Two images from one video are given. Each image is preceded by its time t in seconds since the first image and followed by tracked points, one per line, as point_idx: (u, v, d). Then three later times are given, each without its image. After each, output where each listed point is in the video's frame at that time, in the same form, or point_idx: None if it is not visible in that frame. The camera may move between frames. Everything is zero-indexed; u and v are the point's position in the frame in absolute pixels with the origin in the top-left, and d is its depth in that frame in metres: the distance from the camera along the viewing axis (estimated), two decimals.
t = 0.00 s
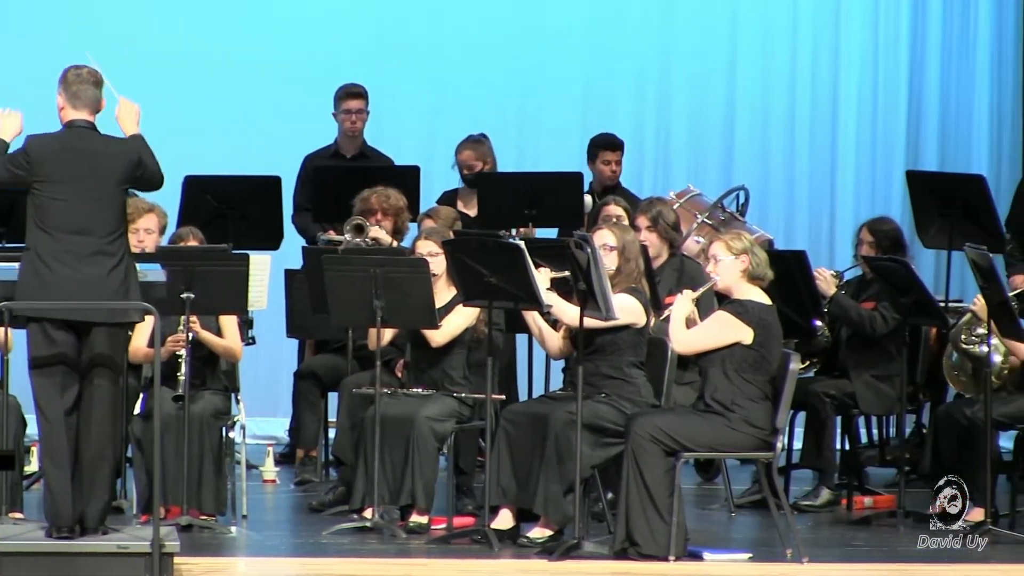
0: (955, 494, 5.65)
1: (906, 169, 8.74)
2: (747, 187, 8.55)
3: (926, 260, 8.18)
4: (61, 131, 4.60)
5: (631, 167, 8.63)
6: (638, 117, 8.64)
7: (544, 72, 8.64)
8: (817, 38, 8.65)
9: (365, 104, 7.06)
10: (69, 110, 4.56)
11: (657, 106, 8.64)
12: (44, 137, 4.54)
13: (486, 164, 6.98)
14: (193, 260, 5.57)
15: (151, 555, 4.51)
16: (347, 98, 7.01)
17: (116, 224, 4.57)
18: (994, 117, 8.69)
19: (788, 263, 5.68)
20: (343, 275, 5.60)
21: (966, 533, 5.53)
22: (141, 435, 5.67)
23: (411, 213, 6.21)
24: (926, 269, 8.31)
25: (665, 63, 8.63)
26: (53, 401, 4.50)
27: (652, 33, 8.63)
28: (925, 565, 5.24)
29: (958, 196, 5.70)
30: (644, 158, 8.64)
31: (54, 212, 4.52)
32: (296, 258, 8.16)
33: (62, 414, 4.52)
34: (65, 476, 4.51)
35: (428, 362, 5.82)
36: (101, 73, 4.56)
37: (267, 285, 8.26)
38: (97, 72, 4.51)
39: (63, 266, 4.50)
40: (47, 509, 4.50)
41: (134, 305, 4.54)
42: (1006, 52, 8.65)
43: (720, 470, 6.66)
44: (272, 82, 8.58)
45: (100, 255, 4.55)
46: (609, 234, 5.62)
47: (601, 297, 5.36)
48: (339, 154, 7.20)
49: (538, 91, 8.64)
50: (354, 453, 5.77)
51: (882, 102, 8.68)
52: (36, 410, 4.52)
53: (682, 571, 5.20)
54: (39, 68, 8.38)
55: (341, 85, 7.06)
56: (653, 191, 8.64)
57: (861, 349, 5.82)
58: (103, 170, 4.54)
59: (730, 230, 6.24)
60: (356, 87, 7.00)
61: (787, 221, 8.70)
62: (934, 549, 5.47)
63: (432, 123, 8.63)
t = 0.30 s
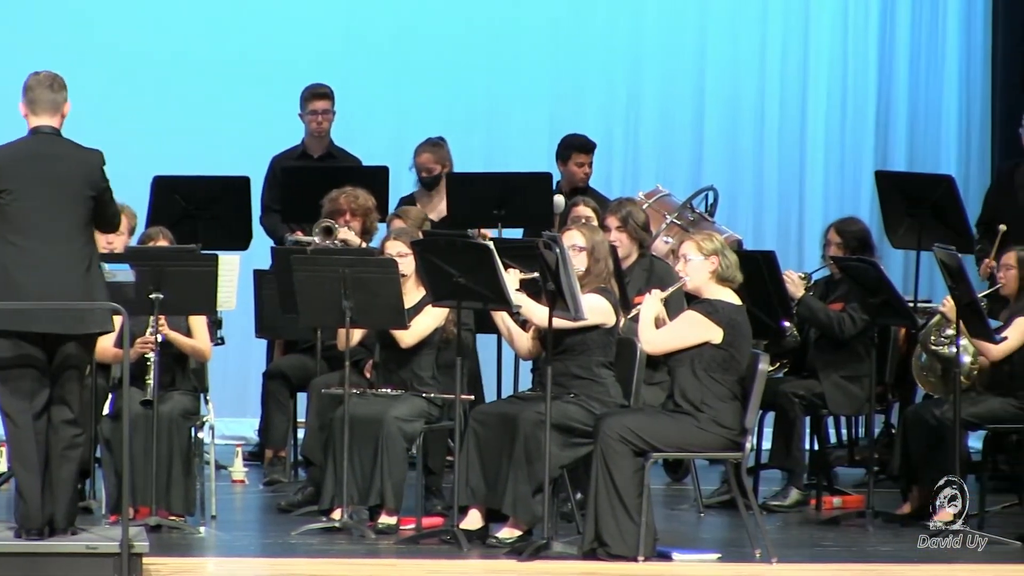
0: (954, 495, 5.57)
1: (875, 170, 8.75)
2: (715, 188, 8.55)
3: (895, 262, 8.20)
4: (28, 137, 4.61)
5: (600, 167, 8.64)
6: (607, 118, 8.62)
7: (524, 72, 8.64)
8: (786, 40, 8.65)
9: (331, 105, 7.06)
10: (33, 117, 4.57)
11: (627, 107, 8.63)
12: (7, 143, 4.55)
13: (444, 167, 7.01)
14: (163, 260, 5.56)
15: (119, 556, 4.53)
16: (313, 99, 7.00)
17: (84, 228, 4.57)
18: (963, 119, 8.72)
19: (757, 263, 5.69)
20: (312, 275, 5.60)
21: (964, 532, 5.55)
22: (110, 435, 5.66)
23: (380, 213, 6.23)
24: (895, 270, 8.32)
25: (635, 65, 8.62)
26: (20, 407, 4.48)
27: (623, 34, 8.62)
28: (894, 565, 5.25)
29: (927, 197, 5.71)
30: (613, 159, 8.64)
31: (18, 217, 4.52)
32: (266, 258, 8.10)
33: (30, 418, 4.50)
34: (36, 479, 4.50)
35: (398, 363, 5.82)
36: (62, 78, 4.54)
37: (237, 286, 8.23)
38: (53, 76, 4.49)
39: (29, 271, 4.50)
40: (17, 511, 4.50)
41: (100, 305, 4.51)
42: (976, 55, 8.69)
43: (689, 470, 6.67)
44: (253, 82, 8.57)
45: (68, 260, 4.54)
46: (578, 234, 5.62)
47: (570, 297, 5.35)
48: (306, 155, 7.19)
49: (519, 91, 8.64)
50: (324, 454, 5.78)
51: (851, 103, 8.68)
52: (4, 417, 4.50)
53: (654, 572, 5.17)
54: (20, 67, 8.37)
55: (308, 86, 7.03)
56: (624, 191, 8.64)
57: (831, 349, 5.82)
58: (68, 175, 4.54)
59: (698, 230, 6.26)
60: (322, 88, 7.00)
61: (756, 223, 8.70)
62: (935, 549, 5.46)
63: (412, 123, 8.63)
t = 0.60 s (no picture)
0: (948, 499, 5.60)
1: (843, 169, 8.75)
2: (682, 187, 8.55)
3: (864, 262, 8.21)
4: None
5: (568, 166, 8.65)
6: (573, 117, 8.64)
7: (503, 72, 8.64)
8: (753, 40, 8.66)
9: (296, 106, 6.99)
10: None
11: (593, 105, 8.65)
12: None
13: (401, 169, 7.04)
14: (130, 260, 5.53)
15: (87, 556, 4.45)
16: (279, 101, 6.92)
17: (48, 223, 4.49)
18: (931, 119, 8.71)
19: (724, 263, 5.69)
20: (280, 275, 5.59)
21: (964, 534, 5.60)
22: (79, 436, 5.67)
23: (348, 213, 6.24)
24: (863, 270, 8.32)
25: (601, 63, 8.64)
26: None
27: (589, 34, 8.65)
28: (862, 565, 5.25)
29: (894, 197, 5.71)
30: (580, 157, 8.65)
31: None
32: (232, 257, 8.13)
33: None
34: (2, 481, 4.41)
35: (366, 363, 5.82)
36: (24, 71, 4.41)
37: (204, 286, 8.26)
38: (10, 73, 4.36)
39: None
40: None
41: (66, 303, 4.41)
42: (943, 55, 8.68)
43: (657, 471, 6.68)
44: (233, 82, 8.57)
45: (32, 257, 4.46)
46: (546, 234, 5.62)
47: (537, 297, 5.35)
48: (272, 156, 7.15)
49: (498, 91, 8.64)
50: (291, 454, 5.77)
51: (819, 103, 8.69)
52: None
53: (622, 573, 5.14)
54: None
55: (273, 87, 6.98)
56: (591, 190, 8.64)
57: (798, 349, 5.83)
58: (33, 170, 4.45)
59: (666, 230, 6.27)
60: (287, 89, 6.91)
61: (723, 223, 8.70)
62: (935, 549, 5.47)
63: (390, 123, 8.62)
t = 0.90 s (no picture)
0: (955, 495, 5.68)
1: (815, 169, 8.73)
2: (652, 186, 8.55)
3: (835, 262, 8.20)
4: None
5: (537, 167, 8.65)
6: (544, 117, 8.65)
7: (485, 72, 8.65)
8: (723, 39, 8.64)
9: (267, 107, 6.97)
10: None
11: (563, 102, 8.65)
12: None
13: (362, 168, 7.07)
14: (102, 261, 5.52)
15: (58, 556, 4.48)
16: (247, 102, 6.91)
17: (15, 226, 4.56)
18: (902, 117, 8.67)
19: (695, 263, 5.69)
20: (250, 275, 5.59)
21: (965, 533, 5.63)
22: (49, 436, 5.66)
23: (319, 213, 6.24)
24: (834, 269, 8.32)
25: (572, 62, 8.64)
26: None
27: (561, 33, 8.65)
28: (832, 565, 5.25)
29: (864, 197, 5.71)
30: (551, 158, 8.66)
31: None
32: (204, 258, 8.10)
33: None
34: None
35: (337, 364, 5.82)
36: None
37: (175, 287, 8.23)
38: None
39: None
40: None
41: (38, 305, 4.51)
42: (914, 53, 8.65)
43: (629, 471, 6.69)
44: (216, 81, 8.58)
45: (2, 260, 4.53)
46: (517, 235, 5.61)
47: (508, 298, 5.34)
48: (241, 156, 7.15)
49: (479, 91, 8.65)
50: (262, 454, 5.78)
51: (790, 101, 8.66)
52: None
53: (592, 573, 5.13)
54: None
55: (243, 87, 6.97)
56: (562, 190, 8.64)
57: (769, 348, 5.84)
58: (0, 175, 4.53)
59: (637, 230, 6.27)
60: (258, 90, 6.89)
61: (694, 222, 8.69)
62: (935, 549, 5.49)
63: (370, 123, 8.62)
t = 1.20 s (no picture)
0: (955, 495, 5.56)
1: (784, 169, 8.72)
2: (622, 186, 8.55)
3: (804, 262, 8.21)
4: None
5: (506, 166, 8.66)
6: (514, 117, 8.66)
7: (465, 73, 8.66)
8: (693, 39, 8.64)
9: (236, 107, 6.93)
10: None
11: (534, 102, 8.66)
12: None
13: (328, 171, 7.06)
14: (72, 262, 5.46)
15: (28, 556, 4.50)
16: (216, 102, 6.87)
17: None
18: (872, 117, 8.67)
19: (665, 263, 5.69)
20: (220, 275, 5.58)
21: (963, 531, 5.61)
22: (19, 436, 5.67)
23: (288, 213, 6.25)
24: (803, 269, 8.33)
25: (542, 62, 8.65)
26: None
27: (532, 34, 8.66)
28: (800, 565, 5.25)
29: (834, 197, 5.71)
30: (521, 159, 8.66)
31: None
32: (173, 258, 8.17)
33: None
34: None
35: (307, 364, 5.81)
36: None
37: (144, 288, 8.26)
38: None
39: None
40: None
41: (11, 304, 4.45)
42: (884, 54, 8.64)
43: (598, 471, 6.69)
44: (198, 81, 8.59)
45: None
46: (486, 235, 5.60)
47: (478, 299, 5.33)
48: (210, 156, 7.13)
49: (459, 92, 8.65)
50: (232, 454, 5.77)
51: (760, 102, 8.66)
52: None
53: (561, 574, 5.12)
54: None
55: (211, 87, 6.92)
56: (531, 191, 8.65)
57: (739, 348, 5.85)
58: None
59: (607, 231, 6.28)
60: (226, 90, 6.86)
61: (664, 223, 8.69)
62: (935, 549, 5.52)
63: (350, 123, 8.63)
